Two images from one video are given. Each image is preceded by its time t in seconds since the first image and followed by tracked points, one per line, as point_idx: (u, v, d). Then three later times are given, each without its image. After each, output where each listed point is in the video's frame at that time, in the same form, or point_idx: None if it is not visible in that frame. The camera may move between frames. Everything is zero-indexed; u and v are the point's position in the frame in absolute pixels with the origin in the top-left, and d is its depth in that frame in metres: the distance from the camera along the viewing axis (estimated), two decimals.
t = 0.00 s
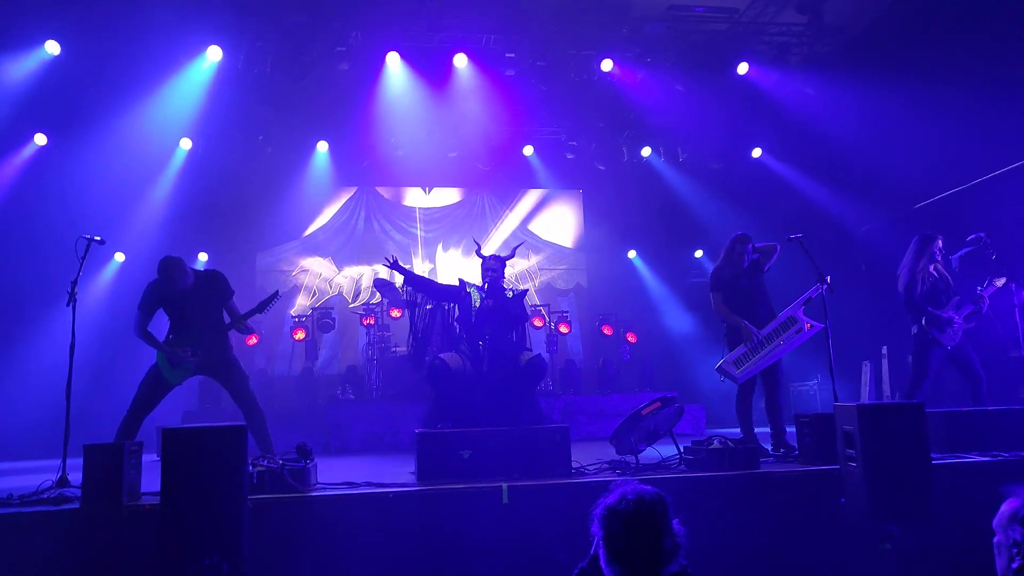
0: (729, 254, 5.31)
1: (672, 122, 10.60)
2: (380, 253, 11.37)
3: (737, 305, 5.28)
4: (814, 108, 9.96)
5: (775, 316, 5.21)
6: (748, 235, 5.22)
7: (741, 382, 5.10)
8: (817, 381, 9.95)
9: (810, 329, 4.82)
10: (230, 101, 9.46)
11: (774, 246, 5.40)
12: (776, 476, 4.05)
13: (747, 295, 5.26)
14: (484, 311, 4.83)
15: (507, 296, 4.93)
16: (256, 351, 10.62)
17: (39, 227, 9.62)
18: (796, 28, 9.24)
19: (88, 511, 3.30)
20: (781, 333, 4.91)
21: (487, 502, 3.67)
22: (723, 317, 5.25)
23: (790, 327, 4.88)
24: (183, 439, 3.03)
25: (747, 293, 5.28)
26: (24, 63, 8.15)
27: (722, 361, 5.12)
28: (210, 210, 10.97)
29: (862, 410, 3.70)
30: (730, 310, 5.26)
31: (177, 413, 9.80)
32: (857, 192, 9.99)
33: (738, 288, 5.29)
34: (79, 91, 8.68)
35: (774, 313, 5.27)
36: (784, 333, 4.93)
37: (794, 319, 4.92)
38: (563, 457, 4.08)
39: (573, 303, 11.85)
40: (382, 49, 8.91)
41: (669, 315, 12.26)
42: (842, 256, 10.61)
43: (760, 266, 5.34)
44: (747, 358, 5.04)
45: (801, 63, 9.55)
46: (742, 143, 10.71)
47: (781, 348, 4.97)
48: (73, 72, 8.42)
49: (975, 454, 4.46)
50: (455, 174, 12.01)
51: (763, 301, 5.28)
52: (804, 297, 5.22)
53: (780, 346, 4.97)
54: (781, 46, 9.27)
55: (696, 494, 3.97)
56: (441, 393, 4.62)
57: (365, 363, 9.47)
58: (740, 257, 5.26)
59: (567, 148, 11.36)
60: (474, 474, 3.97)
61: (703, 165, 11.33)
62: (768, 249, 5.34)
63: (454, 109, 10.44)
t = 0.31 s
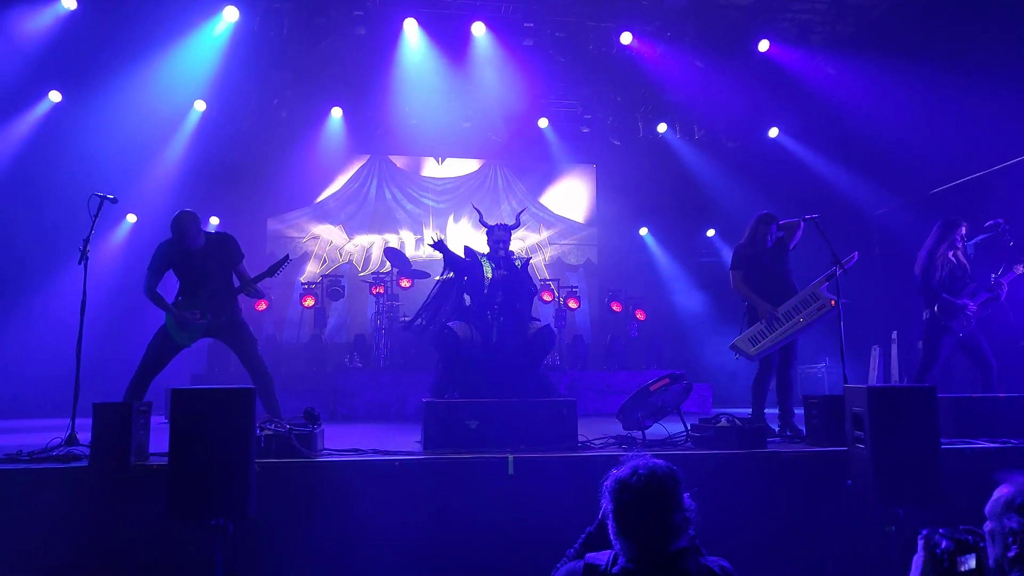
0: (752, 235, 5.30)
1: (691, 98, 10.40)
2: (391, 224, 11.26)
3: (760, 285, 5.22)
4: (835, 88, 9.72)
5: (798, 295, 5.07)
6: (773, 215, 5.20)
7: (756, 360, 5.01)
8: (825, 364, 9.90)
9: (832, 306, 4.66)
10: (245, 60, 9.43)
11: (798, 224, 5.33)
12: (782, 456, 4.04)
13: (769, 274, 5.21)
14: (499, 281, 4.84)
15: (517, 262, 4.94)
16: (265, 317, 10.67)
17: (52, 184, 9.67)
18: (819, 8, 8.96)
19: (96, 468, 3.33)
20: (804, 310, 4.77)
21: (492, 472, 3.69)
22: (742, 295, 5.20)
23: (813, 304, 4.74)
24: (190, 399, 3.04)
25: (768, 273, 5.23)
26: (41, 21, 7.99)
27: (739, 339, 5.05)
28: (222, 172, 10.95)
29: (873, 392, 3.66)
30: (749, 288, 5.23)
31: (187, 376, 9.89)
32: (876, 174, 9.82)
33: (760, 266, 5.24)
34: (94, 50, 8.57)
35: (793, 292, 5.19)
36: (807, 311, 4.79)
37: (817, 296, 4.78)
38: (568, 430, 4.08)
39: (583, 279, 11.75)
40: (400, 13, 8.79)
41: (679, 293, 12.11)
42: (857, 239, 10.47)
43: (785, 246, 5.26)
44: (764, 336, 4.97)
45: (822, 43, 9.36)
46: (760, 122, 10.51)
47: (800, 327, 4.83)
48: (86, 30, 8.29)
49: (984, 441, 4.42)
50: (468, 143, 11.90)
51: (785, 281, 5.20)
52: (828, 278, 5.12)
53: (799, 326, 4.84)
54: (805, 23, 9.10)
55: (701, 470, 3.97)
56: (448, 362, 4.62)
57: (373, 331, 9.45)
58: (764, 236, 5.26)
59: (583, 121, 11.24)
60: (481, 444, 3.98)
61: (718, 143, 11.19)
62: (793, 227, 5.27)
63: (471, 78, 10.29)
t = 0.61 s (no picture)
0: (769, 227, 5.23)
1: (697, 90, 10.40)
2: (401, 225, 11.30)
3: (775, 277, 5.20)
4: (842, 79, 9.45)
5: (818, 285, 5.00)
6: (789, 207, 5.14)
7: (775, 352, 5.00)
8: (839, 356, 9.83)
9: (852, 297, 4.60)
10: (254, 66, 9.51)
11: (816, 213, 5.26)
12: (800, 451, 4.00)
13: (788, 266, 5.17)
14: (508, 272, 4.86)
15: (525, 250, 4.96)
16: (278, 320, 10.75)
17: (63, 191, 9.59)
18: None
19: (116, 475, 3.36)
20: (823, 301, 4.71)
21: (509, 472, 3.69)
22: (760, 288, 5.16)
23: (833, 295, 4.68)
24: (208, 404, 3.06)
25: (785, 264, 5.19)
26: (55, 32, 8.05)
27: (757, 330, 5.04)
28: (233, 177, 11.03)
29: (891, 385, 3.62)
30: (766, 281, 5.19)
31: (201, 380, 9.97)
32: (888, 163, 9.71)
33: (777, 258, 5.19)
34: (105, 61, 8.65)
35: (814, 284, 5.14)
36: (826, 302, 4.73)
37: (837, 287, 4.72)
38: (584, 428, 4.07)
39: (593, 275, 11.70)
40: (405, 15, 8.79)
41: (691, 287, 12.06)
42: (870, 228, 10.36)
43: (802, 237, 5.22)
44: (784, 326, 4.94)
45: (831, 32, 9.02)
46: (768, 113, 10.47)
47: (820, 318, 4.78)
48: (98, 42, 8.35)
49: (1006, 431, 4.36)
50: (476, 144, 11.93)
51: (805, 271, 5.16)
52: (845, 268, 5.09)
53: (818, 316, 4.79)
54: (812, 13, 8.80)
55: (719, 466, 3.95)
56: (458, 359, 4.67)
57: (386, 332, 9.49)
58: (780, 228, 5.19)
59: (589, 117, 11.32)
60: (496, 445, 3.98)
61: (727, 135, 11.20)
62: (809, 216, 5.21)
63: (477, 80, 10.32)
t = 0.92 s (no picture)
0: (777, 227, 5.19)
1: (705, 91, 10.35)
2: (409, 229, 11.34)
3: (785, 277, 5.13)
4: (850, 76, 9.48)
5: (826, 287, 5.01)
6: (796, 206, 5.09)
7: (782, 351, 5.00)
8: (850, 355, 9.74)
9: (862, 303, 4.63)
10: (262, 72, 9.58)
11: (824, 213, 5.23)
12: (809, 451, 3.95)
13: (796, 265, 5.11)
14: (525, 263, 4.88)
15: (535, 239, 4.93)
16: (287, 325, 10.79)
17: (72, 199, 9.61)
18: None
19: (123, 482, 3.37)
20: (832, 305, 4.73)
21: (515, 474, 3.66)
22: (768, 288, 5.13)
23: (842, 299, 4.71)
24: (217, 408, 3.07)
25: (794, 263, 5.13)
26: (61, 40, 8.21)
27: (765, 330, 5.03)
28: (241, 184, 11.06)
29: (900, 384, 3.57)
30: (775, 281, 5.13)
31: (210, 385, 10.01)
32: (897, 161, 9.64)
33: (785, 257, 5.14)
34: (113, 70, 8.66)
35: (823, 284, 5.11)
36: (835, 306, 4.75)
37: (846, 291, 4.75)
38: (591, 429, 4.05)
39: (602, 277, 11.73)
40: (411, 20, 8.83)
41: (699, 289, 11.97)
42: (879, 227, 10.27)
43: (809, 237, 5.20)
44: (792, 327, 4.92)
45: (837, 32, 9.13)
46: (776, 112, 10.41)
47: (829, 320, 4.80)
48: (106, 48, 8.49)
49: (1017, 430, 4.30)
50: (484, 147, 11.92)
51: (812, 272, 5.12)
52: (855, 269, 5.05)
53: (827, 319, 4.81)
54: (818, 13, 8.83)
55: (730, 467, 3.91)
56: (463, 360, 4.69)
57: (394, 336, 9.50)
58: (788, 228, 5.14)
59: (597, 119, 11.30)
60: (502, 447, 3.96)
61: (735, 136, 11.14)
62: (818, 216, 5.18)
63: (483, 83, 10.33)
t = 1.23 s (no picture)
0: (776, 228, 5.17)
1: (703, 95, 10.34)
2: (410, 236, 11.30)
3: (784, 279, 5.11)
4: (846, 79, 9.52)
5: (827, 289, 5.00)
6: (795, 208, 5.07)
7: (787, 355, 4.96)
8: (852, 356, 9.72)
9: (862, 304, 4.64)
10: (262, 83, 9.63)
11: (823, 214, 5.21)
12: (812, 453, 3.93)
13: (796, 266, 5.10)
14: (521, 253, 4.80)
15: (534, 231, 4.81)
16: (289, 335, 10.79)
17: (73, 213, 9.63)
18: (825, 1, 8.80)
19: (123, 496, 3.37)
20: (833, 307, 4.73)
21: (517, 482, 3.64)
22: (768, 290, 5.10)
23: (841, 301, 4.71)
24: (216, 419, 3.05)
25: (795, 265, 5.11)
26: (61, 53, 8.23)
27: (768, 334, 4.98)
28: (241, 196, 11.07)
29: (899, 385, 3.54)
30: (775, 283, 5.10)
31: (212, 396, 10.00)
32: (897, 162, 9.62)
33: (785, 259, 5.12)
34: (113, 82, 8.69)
35: (824, 287, 5.09)
36: (835, 307, 4.75)
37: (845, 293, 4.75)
38: (592, 435, 4.03)
39: (604, 282, 11.70)
40: (409, 29, 8.87)
41: (701, 292, 11.93)
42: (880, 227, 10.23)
43: (808, 238, 5.17)
44: (797, 330, 4.88)
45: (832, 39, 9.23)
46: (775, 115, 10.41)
47: (830, 321, 4.79)
48: (105, 60, 8.50)
49: (1017, 427, 4.28)
50: (484, 155, 11.89)
51: (812, 273, 5.12)
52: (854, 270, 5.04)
53: (828, 320, 4.79)
54: (813, 18, 9.00)
55: (733, 471, 3.89)
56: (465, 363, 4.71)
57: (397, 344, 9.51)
58: (787, 229, 5.12)
59: (596, 125, 11.35)
60: (503, 454, 3.93)
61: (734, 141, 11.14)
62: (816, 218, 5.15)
63: (482, 90, 10.38)
